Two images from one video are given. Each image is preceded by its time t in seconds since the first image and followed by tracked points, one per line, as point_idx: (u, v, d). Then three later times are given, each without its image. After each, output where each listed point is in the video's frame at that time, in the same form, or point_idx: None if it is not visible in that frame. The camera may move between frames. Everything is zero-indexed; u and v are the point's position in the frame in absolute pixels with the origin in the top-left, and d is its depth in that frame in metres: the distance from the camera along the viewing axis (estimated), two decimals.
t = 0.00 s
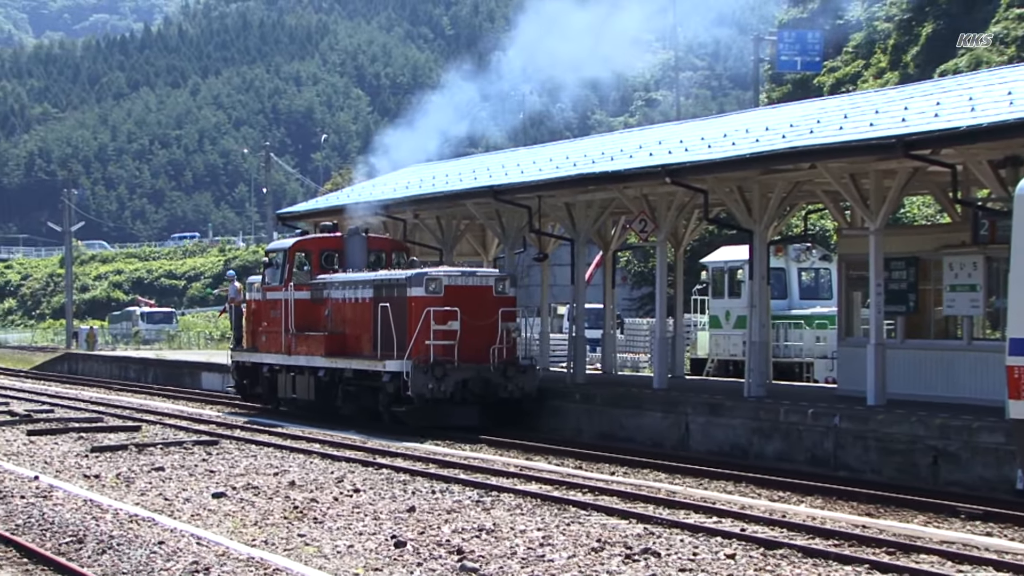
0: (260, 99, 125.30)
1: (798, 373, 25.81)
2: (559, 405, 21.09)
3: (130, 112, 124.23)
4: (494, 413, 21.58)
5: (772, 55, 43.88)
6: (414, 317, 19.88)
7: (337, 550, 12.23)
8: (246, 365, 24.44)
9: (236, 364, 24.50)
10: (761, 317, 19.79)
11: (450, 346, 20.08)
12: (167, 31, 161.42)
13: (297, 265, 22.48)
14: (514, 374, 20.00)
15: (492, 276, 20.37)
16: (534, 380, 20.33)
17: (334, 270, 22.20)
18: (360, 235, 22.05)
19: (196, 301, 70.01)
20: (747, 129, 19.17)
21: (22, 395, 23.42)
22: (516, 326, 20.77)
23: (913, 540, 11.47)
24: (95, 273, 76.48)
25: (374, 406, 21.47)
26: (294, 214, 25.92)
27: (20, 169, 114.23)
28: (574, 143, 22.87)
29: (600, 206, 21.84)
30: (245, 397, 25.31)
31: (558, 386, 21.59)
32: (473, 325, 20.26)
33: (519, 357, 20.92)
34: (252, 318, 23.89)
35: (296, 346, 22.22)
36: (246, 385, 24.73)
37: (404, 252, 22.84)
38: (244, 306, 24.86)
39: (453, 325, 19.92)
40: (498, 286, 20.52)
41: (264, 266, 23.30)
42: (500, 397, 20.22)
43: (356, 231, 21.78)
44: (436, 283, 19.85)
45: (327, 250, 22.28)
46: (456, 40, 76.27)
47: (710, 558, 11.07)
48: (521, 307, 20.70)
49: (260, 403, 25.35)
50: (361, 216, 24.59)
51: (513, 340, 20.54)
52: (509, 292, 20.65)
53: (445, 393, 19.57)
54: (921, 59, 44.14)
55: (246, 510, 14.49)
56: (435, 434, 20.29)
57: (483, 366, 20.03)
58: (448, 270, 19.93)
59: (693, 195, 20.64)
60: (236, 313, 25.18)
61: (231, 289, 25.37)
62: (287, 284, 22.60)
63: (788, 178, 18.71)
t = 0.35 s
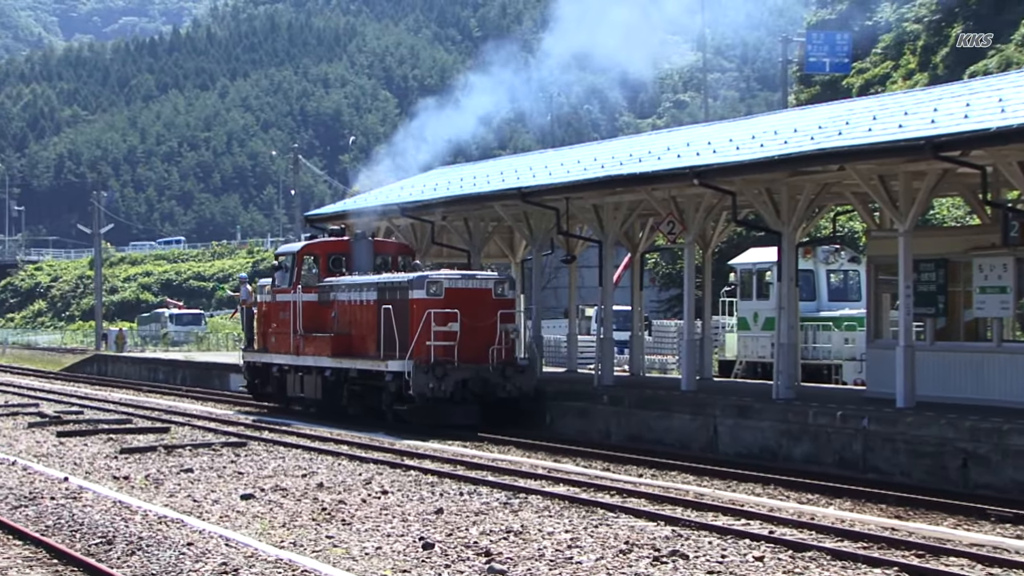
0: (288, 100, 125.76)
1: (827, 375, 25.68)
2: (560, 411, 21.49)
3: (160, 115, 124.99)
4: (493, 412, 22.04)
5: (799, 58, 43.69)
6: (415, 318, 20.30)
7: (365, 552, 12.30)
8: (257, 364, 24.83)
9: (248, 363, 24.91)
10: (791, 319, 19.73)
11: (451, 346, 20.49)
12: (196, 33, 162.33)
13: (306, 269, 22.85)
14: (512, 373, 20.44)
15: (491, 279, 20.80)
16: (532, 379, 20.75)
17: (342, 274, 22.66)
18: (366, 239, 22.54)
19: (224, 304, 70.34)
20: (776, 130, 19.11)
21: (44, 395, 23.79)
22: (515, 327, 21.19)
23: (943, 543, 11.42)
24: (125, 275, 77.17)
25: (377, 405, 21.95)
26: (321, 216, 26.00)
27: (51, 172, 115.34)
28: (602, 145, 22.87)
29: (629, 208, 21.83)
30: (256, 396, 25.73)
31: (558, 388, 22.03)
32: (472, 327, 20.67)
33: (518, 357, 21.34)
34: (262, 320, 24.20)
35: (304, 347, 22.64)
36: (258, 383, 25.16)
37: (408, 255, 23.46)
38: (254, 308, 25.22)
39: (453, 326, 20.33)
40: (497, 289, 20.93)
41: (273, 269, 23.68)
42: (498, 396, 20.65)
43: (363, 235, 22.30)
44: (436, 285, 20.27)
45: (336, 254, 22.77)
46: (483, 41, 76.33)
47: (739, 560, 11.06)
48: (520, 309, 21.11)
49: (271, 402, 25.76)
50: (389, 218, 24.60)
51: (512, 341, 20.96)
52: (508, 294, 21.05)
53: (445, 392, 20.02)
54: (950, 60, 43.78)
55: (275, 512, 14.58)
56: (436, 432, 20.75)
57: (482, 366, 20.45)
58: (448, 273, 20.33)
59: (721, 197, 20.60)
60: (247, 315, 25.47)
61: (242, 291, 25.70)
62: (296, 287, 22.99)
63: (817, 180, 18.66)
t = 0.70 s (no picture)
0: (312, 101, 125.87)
1: (852, 376, 25.57)
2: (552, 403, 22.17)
3: (186, 116, 125.50)
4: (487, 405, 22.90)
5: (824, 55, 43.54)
6: (415, 318, 21.00)
7: (390, 552, 12.37)
8: (266, 364, 25.62)
9: (257, 363, 25.75)
10: (816, 319, 19.69)
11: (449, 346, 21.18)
12: (220, 33, 162.69)
13: (312, 270, 23.58)
14: (508, 372, 21.11)
15: (488, 280, 21.49)
16: (528, 377, 21.43)
17: (346, 275, 23.32)
18: (370, 242, 23.17)
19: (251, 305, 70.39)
20: (801, 131, 19.08)
21: (69, 395, 24.08)
22: (512, 327, 21.85)
23: (969, 544, 11.38)
24: (151, 275, 77.70)
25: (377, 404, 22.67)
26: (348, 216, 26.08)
27: (77, 173, 116.16)
28: (627, 145, 22.87)
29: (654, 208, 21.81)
30: (265, 395, 26.54)
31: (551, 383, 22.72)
32: (470, 327, 21.36)
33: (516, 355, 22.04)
34: (271, 320, 25.08)
35: (310, 346, 23.43)
36: (265, 383, 25.95)
37: (410, 257, 24.12)
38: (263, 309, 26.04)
39: (451, 326, 21.03)
40: (494, 290, 21.63)
41: (282, 270, 24.47)
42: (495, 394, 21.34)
43: (366, 237, 22.96)
44: (436, 287, 20.98)
45: (340, 256, 23.38)
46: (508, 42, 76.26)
47: (764, 561, 11.06)
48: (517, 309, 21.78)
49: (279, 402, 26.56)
50: (414, 218, 24.63)
51: (508, 341, 21.65)
52: (505, 295, 21.74)
53: (444, 390, 20.70)
54: (977, 60, 43.43)
55: (300, 512, 14.67)
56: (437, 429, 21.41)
57: (480, 364, 21.14)
58: (447, 274, 21.03)
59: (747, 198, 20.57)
60: (257, 315, 26.27)
61: (253, 293, 26.49)
62: (303, 288, 23.78)
63: (843, 180, 18.59)
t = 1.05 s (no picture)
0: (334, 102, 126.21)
1: (875, 377, 25.51)
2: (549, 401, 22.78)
3: (208, 117, 125.82)
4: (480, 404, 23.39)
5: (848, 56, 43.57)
6: (412, 319, 21.87)
7: (411, 553, 12.42)
8: (271, 363, 26.51)
9: (262, 362, 26.63)
10: (838, 320, 19.64)
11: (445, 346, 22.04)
12: (243, 35, 163.28)
13: (314, 273, 24.54)
14: (502, 370, 21.96)
15: (483, 282, 22.34)
16: (521, 376, 22.27)
17: (347, 277, 24.29)
18: (372, 244, 24.17)
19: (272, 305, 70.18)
20: (824, 131, 19.04)
21: (90, 396, 24.29)
22: (506, 327, 22.69)
23: (993, 546, 11.34)
24: (173, 276, 78.07)
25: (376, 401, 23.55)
26: (369, 218, 26.06)
27: (100, 174, 116.78)
28: (649, 146, 22.85)
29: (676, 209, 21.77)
30: (270, 393, 27.43)
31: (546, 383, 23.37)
32: (465, 327, 22.22)
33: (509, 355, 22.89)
34: (275, 321, 26.00)
35: (312, 346, 24.34)
36: (270, 381, 26.82)
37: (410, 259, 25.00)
38: (268, 310, 26.95)
39: (446, 327, 21.89)
40: (488, 292, 22.49)
41: (285, 273, 25.41)
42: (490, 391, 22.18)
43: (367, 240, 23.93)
44: (432, 288, 21.84)
45: (341, 259, 24.34)
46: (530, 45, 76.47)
47: (786, 562, 11.04)
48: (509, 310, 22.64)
49: (284, 399, 27.43)
50: (435, 219, 24.62)
51: (502, 340, 22.49)
52: (499, 297, 22.60)
53: (440, 388, 21.55)
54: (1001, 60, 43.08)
55: (322, 513, 14.74)
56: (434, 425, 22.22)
57: (474, 363, 21.99)
58: (443, 276, 21.89)
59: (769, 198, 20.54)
60: (262, 316, 27.16)
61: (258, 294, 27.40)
62: (305, 289, 24.71)
63: (865, 181, 18.52)
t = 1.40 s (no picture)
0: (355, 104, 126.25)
1: (897, 380, 25.39)
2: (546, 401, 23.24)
3: (229, 119, 125.90)
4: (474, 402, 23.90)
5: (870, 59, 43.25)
6: (407, 321, 22.53)
7: (433, 555, 12.41)
8: (275, 364, 27.12)
9: (267, 364, 27.25)
10: (860, 322, 19.55)
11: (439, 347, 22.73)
12: (264, 37, 163.62)
13: (315, 276, 25.25)
14: (496, 370, 22.64)
15: (477, 286, 23.04)
16: (513, 376, 22.98)
17: (348, 281, 25.03)
18: (372, 248, 24.95)
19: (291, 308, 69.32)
20: (845, 133, 19.00)
21: (111, 398, 24.34)
22: (499, 328, 23.38)
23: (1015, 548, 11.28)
24: (195, 278, 78.26)
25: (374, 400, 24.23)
26: (391, 220, 25.98)
27: (122, 176, 117.23)
28: (670, 148, 22.79)
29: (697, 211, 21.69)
30: (276, 393, 28.00)
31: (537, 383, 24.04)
32: (459, 329, 22.92)
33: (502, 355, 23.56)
34: (279, 322, 26.62)
35: (314, 347, 24.98)
36: (275, 383, 27.45)
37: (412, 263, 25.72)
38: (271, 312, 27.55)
39: (441, 328, 22.57)
40: (483, 294, 23.17)
41: (288, 276, 26.06)
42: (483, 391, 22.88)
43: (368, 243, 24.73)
44: (427, 291, 22.52)
45: (342, 262, 25.09)
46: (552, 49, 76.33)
47: (807, 565, 11.00)
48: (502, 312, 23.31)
49: (290, 398, 27.99)
50: (455, 221, 24.54)
51: (495, 341, 23.17)
52: (493, 299, 23.29)
53: (434, 388, 22.27)
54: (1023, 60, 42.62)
55: (343, 515, 14.75)
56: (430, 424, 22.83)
57: (468, 364, 22.69)
58: (438, 279, 22.55)
59: (790, 200, 20.51)
60: (265, 318, 27.73)
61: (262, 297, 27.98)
62: (307, 292, 25.36)
63: (888, 182, 18.41)
